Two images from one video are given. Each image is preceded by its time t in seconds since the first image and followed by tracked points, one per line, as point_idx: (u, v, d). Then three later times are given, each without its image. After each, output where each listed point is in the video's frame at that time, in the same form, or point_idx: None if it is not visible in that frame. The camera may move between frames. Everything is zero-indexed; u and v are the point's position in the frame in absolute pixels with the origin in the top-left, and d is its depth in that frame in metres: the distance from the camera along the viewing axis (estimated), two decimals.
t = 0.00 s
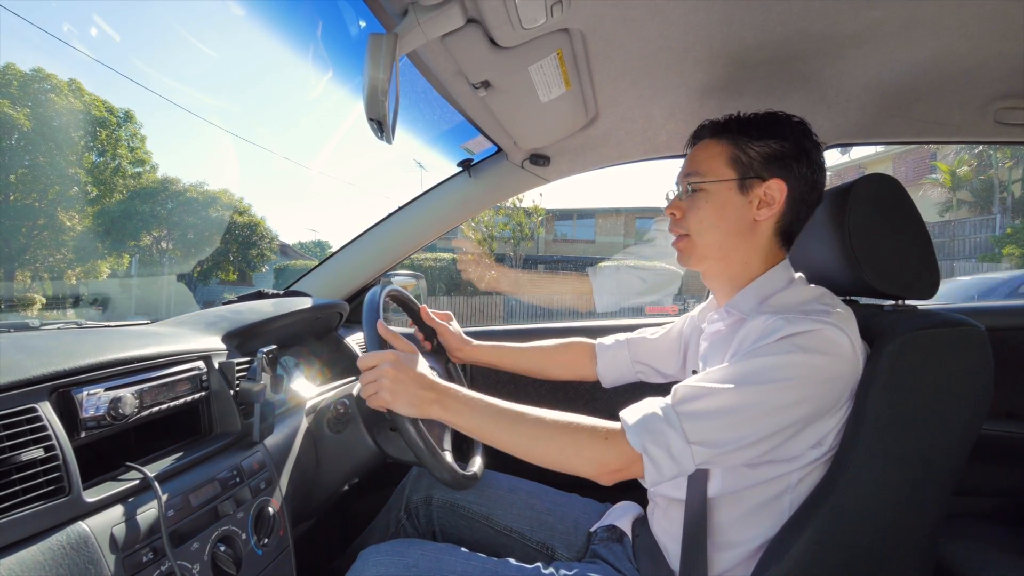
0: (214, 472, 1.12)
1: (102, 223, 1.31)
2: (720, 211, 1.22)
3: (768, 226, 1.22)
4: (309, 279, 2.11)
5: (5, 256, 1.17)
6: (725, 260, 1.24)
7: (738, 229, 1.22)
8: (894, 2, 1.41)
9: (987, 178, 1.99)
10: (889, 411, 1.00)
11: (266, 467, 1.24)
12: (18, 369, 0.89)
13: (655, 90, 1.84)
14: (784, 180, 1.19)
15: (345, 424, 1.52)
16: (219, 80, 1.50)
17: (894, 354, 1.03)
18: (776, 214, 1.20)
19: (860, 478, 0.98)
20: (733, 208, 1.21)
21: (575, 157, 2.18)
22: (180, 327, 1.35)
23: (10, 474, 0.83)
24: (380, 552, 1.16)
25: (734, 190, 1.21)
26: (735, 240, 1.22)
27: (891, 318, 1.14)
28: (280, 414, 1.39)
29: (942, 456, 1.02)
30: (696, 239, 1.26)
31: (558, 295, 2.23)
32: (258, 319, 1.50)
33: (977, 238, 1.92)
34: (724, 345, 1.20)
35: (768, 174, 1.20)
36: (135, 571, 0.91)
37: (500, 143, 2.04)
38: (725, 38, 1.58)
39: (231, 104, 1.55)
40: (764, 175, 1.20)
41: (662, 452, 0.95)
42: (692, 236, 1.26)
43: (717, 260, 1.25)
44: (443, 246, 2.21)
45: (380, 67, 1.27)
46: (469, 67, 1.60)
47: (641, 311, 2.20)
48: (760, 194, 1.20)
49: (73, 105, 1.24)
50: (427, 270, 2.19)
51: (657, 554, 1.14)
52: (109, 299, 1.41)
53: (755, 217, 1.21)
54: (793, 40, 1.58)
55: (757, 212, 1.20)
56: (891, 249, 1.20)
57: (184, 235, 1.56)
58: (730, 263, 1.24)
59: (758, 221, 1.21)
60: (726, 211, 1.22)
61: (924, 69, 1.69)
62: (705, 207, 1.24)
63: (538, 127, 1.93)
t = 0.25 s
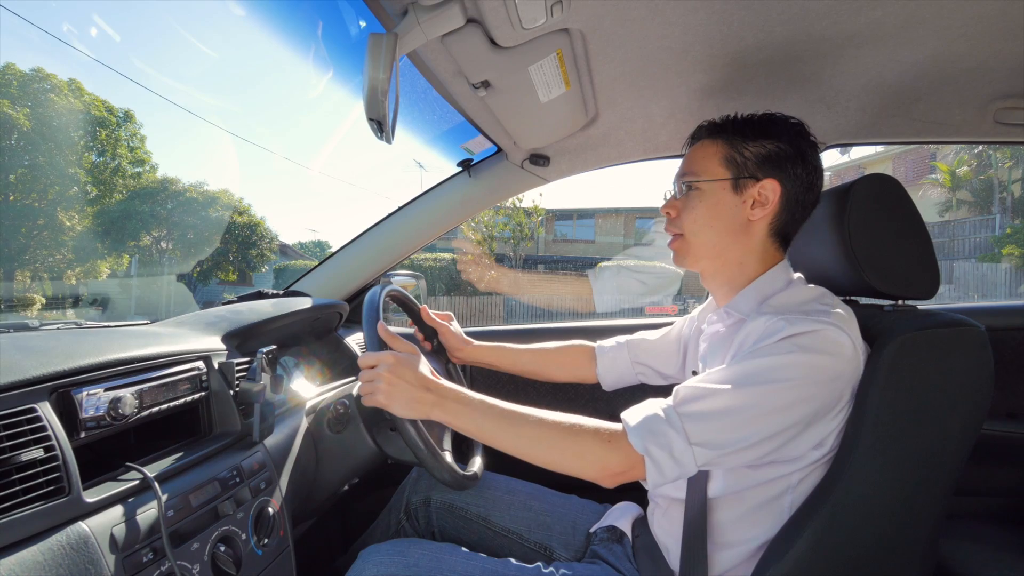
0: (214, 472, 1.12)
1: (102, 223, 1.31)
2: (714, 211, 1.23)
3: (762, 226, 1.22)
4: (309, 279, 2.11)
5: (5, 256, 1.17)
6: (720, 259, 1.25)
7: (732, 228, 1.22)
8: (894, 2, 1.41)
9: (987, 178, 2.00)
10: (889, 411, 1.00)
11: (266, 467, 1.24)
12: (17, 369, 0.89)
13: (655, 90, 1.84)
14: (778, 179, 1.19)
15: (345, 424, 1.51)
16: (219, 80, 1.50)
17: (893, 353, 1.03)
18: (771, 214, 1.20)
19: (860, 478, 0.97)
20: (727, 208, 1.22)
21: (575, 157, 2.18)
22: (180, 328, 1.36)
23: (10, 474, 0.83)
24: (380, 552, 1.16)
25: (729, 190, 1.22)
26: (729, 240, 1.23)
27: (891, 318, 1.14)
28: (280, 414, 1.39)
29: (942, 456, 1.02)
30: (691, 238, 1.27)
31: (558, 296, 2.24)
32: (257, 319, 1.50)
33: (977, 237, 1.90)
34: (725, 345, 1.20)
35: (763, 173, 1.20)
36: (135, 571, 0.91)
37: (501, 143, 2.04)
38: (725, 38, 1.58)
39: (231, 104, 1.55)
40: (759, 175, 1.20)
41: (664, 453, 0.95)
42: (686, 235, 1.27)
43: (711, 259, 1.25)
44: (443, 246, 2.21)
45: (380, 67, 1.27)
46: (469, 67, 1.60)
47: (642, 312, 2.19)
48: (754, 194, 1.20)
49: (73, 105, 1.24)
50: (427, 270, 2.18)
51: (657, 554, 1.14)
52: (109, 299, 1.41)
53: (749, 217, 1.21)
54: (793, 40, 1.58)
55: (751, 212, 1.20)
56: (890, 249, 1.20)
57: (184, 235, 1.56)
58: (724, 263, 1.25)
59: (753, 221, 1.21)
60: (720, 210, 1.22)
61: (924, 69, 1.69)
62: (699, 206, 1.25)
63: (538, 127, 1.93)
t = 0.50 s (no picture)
0: (215, 472, 1.12)
1: (102, 223, 1.31)
2: (711, 210, 1.23)
3: (760, 224, 1.22)
4: (309, 279, 2.11)
5: (5, 256, 1.17)
6: (717, 258, 1.25)
7: (729, 227, 1.22)
8: (894, 2, 1.41)
9: (987, 178, 2.00)
10: (889, 411, 1.00)
11: (266, 467, 1.24)
12: (17, 369, 0.89)
13: (655, 90, 1.84)
14: (775, 178, 1.20)
15: (345, 423, 1.51)
16: (219, 80, 1.50)
17: (893, 353, 1.03)
18: (768, 212, 1.20)
19: (860, 478, 0.97)
20: (724, 207, 1.22)
21: (575, 157, 2.18)
22: (180, 327, 1.35)
23: (10, 474, 0.83)
24: (380, 551, 1.16)
25: (725, 189, 1.22)
26: (726, 239, 1.23)
27: (891, 318, 1.14)
28: (280, 414, 1.39)
29: (942, 456, 1.02)
30: (688, 237, 1.27)
31: (558, 296, 2.24)
32: (257, 319, 1.50)
33: (977, 237, 1.90)
34: (724, 344, 1.20)
35: (760, 172, 1.20)
36: (135, 571, 0.91)
37: (501, 143, 2.04)
38: (725, 38, 1.58)
39: (231, 104, 1.55)
40: (755, 174, 1.21)
41: (665, 455, 0.95)
42: (684, 234, 1.28)
43: (709, 258, 1.25)
44: (443, 246, 2.21)
45: (380, 67, 1.27)
46: (469, 67, 1.60)
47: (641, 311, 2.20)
48: (750, 192, 1.20)
49: (73, 105, 1.24)
50: (427, 270, 2.18)
51: (657, 554, 1.14)
52: (109, 299, 1.41)
53: (746, 215, 1.21)
54: (793, 40, 1.58)
55: (747, 211, 1.21)
56: (890, 249, 1.20)
57: (184, 235, 1.56)
58: (722, 262, 1.24)
59: (750, 219, 1.21)
60: (717, 209, 1.23)
61: (924, 69, 1.69)
62: (697, 205, 1.25)
63: (538, 127, 1.93)
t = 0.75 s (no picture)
0: (214, 472, 1.12)
1: (102, 222, 1.31)
2: (711, 214, 1.22)
3: (759, 228, 1.22)
4: (310, 279, 2.11)
5: (5, 256, 1.17)
6: (717, 262, 1.24)
7: (729, 231, 1.22)
8: (894, 2, 1.41)
9: (987, 178, 2.00)
10: (889, 411, 1.00)
11: (266, 467, 1.24)
12: (17, 369, 0.89)
13: (655, 90, 1.84)
14: (774, 183, 1.19)
15: (345, 423, 1.52)
16: (219, 80, 1.50)
17: (893, 353, 1.03)
18: (767, 217, 1.20)
19: (860, 479, 0.97)
20: (723, 211, 1.21)
21: (575, 157, 2.18)
22: (180, 327, 1.35)
23: (10, 474, 0.83)
24: (379, 558, 1.16)
25: (725, 193, 1.22)
26: (726, 243, 1.23)
27: (891, 318, 1.14)
28: (280, 414, 1.39)
29: (942, 456, 1.02)
30: (687, 241, 1.27)
31: (558, 296, 2.24)
32: (257, 319, 1.50)
33: (977, 237, 1.90)
34: (722, 343, 1.20)
35: (759, 176, 1.20)
36: (135, 571, 0.91)
37: (501, 143, 2.04)
38: (725, 38, 1.57)
39: (231, 104, 1.55)
40: (754, 178, 1.20)
41: (663, 454, 0.95)
42: (683, 238, 1.27)
43: (709, 262, 1.25)
44: (443, 246, 2.21)
45: (380, 67, 1.27)
46: (469, 67, 1.60)
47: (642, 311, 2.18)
48: (750, 197, 1.20)
49: (73, 105, 1.24)
50: (427, 269, 2.18)
51: (656, 554, 1.14)
52: (109, 299, 1.41)
53: (746, 220, 1.21)
54: (793, 40, 1.58)
55: (747, 215, 1.20)
56: (891, 249, 1.20)
57: (184, 235, 1.55)
58: (722, 265, 1.25)
59: (749, 223, 1.21)
60: (716, 213, 1.22)
61: (924, 69, 1.69)
62: (696, 209, 1.25)
63: (538, 127, 1.92)
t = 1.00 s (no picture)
0: (214, 472, 1.12)
1: (102, 222, 1.31)
2: (700, 215, 1.24)
3: (750, 227, 1.21)
4: (310, 279, 2.11)
5: (5, 256, 1.17)
6: (711, 262, 1.25)
7: (719, 231, 1.22)
8: (894, 2, 1.41)
9: (987, 178, 2.00)
10: (889, 411, 1.00)
11: (266, 467, 1.24)
12: (17, 369, 0.89)
13: (655, 90, 1.84)
14: (762, 182, 1.18)
15: (345, 424, 1.51)
16: (219, 80, 1.50)
17: (894, 353, 1.03)
18: (756, 215, 1.19)
19: (861, 478, 0.97)
20: (712, 212, 1.22)
21: (575, 157, 2.18)
22: (180, 328, 1.35)
23: (10, 474, 0.83)
24: (379, 560, 1.16)
25: (713, 193, 1.22)
26: (718, 244, 1.23)
27: (891, 318, 1.14)
28: (280, 414, 1.39)
29: (942, 455, 1.02)
30: (681, 243, 1.28)
31: (558, 296, 2.24)
32: (257, 319, 1.50)
33: (977, 237, 1.90)
34: (723, 344, 1.20)
35: (747, 175, 1.19)
36: (135, 571, 0.91)
37: (501, 143, 2.04)
38: (725, 38, 1.58)
39: (231, 104, 1.55)
40: (742, 177, 1.20)
41: (664, 455, 0.95)
42: (678, 241, 1.29)
43: (703, 263, 1.26)
44: (443, 246, 2.21)
45: (380, 67, 1.27)
46: (469, 67, 1.60)
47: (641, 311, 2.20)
48: (738, 196, 1.20)
49: (73, 105, 1.24)
50: (427, 270, 2.18)
51: (656, 554, 1.14)
52: (109, 299, 1.41)
53: (736, 219, 1.20)
54: (793, 40, 1.58)
55: (736, 215, 1.20)
56: (891, 249, 1.20)
57: (184, 235, 1.55)
58: (716, 266, 1.25)
59: (740, 223, 1.21)
60: (705, 214, 1.23)
61: (924, 69, 1.69)
62: (686, 212, 1.26)
63: (538, 127, 1.92)
